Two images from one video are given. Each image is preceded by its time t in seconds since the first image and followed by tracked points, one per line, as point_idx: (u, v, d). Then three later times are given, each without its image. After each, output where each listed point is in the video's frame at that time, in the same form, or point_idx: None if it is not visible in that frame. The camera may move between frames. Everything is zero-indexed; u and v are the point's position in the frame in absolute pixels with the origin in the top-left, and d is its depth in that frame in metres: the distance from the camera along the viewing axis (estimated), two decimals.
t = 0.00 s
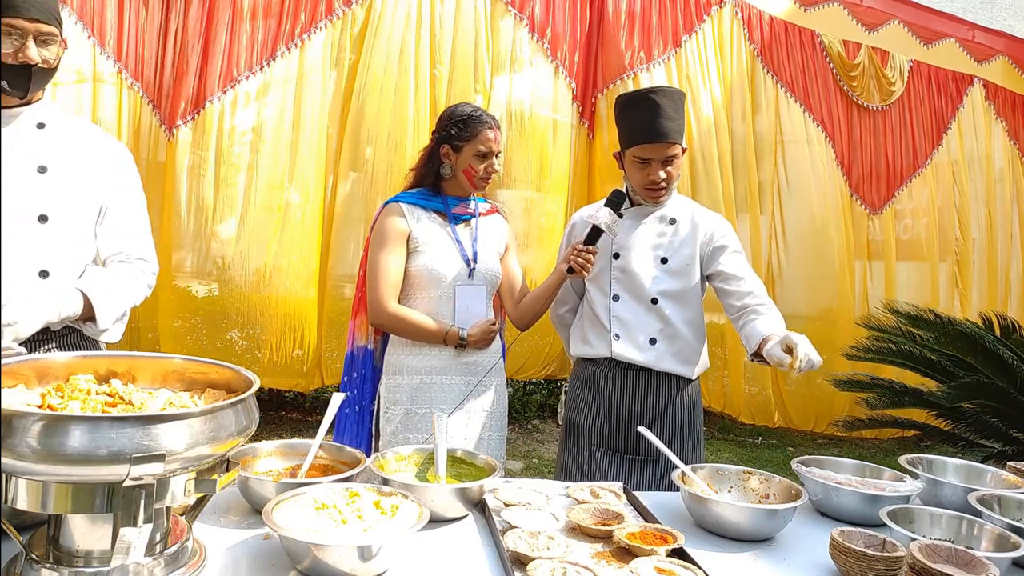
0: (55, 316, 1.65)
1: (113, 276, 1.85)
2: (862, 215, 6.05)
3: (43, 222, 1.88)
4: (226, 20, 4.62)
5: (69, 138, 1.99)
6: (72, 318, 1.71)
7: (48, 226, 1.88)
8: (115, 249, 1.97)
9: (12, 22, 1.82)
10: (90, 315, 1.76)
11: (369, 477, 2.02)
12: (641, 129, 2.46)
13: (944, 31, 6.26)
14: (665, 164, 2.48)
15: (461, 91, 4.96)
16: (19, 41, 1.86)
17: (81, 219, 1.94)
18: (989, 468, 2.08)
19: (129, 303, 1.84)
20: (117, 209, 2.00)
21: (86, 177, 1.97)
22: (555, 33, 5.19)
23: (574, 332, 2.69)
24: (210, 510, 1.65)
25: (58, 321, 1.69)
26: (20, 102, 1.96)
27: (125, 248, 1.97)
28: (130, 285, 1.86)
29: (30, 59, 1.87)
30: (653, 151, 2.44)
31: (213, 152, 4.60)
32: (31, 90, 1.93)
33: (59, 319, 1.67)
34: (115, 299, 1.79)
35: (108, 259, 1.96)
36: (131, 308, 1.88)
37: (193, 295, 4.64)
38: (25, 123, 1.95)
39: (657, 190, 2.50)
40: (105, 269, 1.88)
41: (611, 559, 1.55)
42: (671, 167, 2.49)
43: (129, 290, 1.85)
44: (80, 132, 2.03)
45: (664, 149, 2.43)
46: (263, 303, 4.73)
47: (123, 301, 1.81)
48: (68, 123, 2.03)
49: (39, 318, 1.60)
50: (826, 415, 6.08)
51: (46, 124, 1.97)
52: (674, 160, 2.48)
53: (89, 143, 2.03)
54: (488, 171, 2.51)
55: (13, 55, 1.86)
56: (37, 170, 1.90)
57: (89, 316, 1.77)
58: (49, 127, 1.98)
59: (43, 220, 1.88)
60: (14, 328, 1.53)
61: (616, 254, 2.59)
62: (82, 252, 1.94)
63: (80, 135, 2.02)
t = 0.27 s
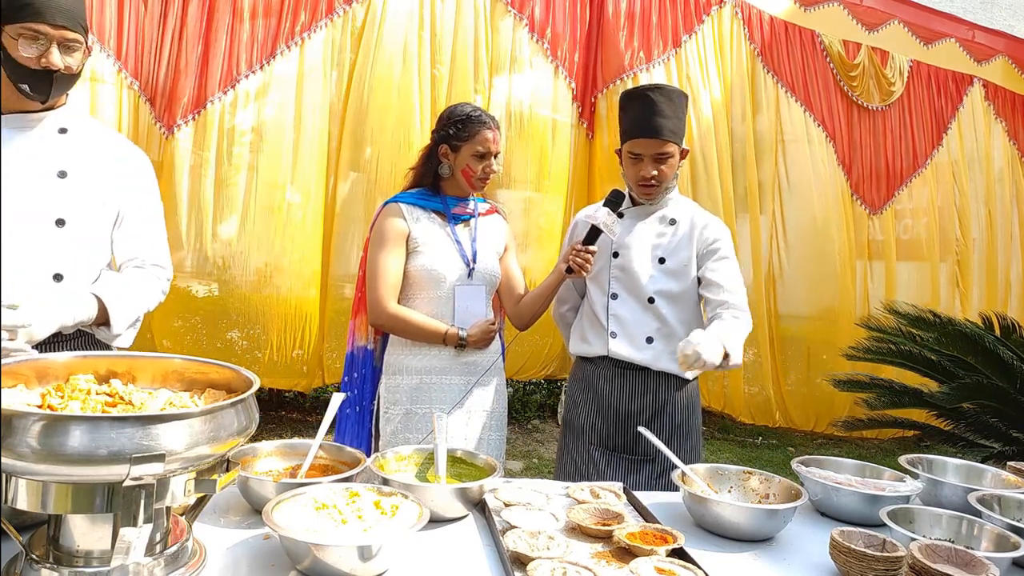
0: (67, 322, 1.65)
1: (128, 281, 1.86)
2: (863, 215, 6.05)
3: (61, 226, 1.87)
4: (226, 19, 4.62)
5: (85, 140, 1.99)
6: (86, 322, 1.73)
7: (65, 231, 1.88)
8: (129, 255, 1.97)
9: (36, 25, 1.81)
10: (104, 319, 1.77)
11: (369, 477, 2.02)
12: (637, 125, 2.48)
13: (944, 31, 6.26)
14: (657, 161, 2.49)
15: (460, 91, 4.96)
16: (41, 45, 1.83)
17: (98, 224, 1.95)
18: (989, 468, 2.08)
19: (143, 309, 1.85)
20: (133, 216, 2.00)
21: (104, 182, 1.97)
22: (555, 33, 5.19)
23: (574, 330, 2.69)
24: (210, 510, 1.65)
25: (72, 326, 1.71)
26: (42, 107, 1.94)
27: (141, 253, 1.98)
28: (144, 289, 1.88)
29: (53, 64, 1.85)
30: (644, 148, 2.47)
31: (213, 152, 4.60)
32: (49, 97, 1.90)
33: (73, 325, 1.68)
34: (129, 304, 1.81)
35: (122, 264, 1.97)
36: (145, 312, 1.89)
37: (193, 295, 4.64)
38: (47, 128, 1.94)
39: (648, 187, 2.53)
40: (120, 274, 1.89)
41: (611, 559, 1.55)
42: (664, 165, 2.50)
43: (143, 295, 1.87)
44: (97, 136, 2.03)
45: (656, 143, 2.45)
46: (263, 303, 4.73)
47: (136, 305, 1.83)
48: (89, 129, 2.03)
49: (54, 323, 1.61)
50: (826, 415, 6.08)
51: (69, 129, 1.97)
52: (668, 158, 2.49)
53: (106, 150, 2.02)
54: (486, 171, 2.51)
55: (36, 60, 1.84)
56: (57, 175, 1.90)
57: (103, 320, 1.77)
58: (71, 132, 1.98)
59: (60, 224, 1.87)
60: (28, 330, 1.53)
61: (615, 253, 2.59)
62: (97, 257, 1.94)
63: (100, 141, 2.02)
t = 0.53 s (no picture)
0: (71, 322, 1.66)
1: (136, 284, 1.86)
2: (863, 215, 6.05)
3: (69, 228, 1.87)
4: (226, 18, 4.62)
5: (102, 142, 1.99)
6: (91, 324, 1.74)
7: (74, 233, 1.88)
8: (139, 259, 1.97)
9: (52, 30, 1.79)
10: (110, 322, 1.78)
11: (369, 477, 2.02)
12: (632, 123, 2.49)
13: (943, 31, 6.25)
14: (643, 160, 2.50)
15: (460, 91, 4.96)
16: (57, 50, 1.82)
17: (108, 227, 1.95)
18: (989, 468, 2.08)
19: (150, 313, 1.85)
20: (143, 220, 2.00)
21: (116, 187, 1.97)
22: (555, 33, 5.19)
23: (574, 330, 2.70)
24: (210, 510, 1.65)
25: (77, 328, 1.72)
26: (58, 110, 1.96)
27: (151, 257, 1.98)
28: (152, 293, 1.88)
29: (68, 69, 1.83)
30: (630, 144, 2.49)
31: (213, 152, 4.62)
32: (62, 103, 1.88)
33: (78, 326, 1.68)
34: (136, 307, 1.81)
35: (132, 268, 1.97)
36: (152, 315, 1.89)
37: (193, 295, 4.64)
38: (61, 131, 1.95)
39: (636, 184, 2.54)
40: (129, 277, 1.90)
41: (611, 559, 1.55)
42: (651, 164, 2.50)
43: (151, 298, 1.87)
44: (111, 140, 2.02)
45: (641, 141, 2.46)
46: (263, 303, 4.73)
47: (144, 309, 1.83)
48: (102, 131, 2.03)
49: (56, 324, 1.60)
50: (826, 415, 6.08)
51: (82, 132, 1.97)
52: (656, 157, 2.49)
53: (116, 151, 2.01)
54: (482, 171, 2.51)
55: (52, 64, 1.82)
56: (68, 178, 1.90)
57: (109, 323, 1.78)
58: (84, 136, 1.98)
59: (68, 226, 1.87)
60: (29, 330, 1.54)
61: (614, 253, 2.59)
62: (105, 260, 1.94)
63: (112, 145, 2.02)
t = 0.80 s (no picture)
0: (74, 324, 1.66)
1: (139, 286, 1.86)
2: (863, 215, 6.05)
3: (73, 229, 1.87)
4: (226, 17, 4.61)
5: (106, 143, 1.99)
6: (94, 325, 1.73)
7: (78, 233, 1.88)
8: (144, 260, 1.96)
9: (59, 31, 1.79)
10: (113, 323, 1.78)
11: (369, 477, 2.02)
12: (626, 121, 2.53)
13: (943, 31, 6.23)
14: (628, 157, 2.51)
15: (460, 91, 4.96)
16: (64, 51, 1.81)
17: (113, 227, 1.94)
18: (989, 468, 2.08)
19: (153, 315, 1.84)
20: (148, 221, 1.99)
21: (121, 188, 1.96)
22: (554, 33, 5.19)
23: (574, 330, 2.71)
24: (210, 510, 1.65)
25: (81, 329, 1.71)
26: (65, 112, 1.95)
27: (156, 258, 1.97)
28: (156, 295, 1.88)
29: (74, 71, 1.83)
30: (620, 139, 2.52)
31: (212, 152, 4.60)
32: (69, 103, 1.88)
33: (81, 327, 1.68)
34: (139, 309, 1.80)
35: (137, 269, 1.96)
36: (156, 316, 1.89)
37: (193, 295, 4.64)
38: (68, 132, 1.95)
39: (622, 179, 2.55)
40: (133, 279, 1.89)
41: (611, 559, 1.55)
42: (636, 160, 2.50)
43: (155, 300, 1.86)
44: (117, 141, 2.02)
45: (625, 137, 2.50)
46: (262, 303, 4.73)
47: (148, 310, 1.83)
48: (109, 133, 2.02)
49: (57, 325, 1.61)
50: (826, 415, 6.08)
51: (89, 133, 1.97)
52: (640, 154, 2.49)
53: (124, 152, 2.01)
54: (480, 170, 2.51)
55: (59, 66, 1.82)
56: (74, 179, 1.90)
57: (112, 324, 1.78)
58: (91, 137, 1.98)
59: (73, 227, 1.87)
60: (30, 331, 1.56)
61: (615, 253, 2.59)
62: (109, 260, 1.93)
63: (119, 147, 2.01)
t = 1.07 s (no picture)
0: (78, 325, 1.66)
1: (139, 286, 1.87)
2: (863, 215, 6.05)
3: (76, 230, 1.87)
4: (225, 15, 4.59)
5: (106, 143, 1.99)
6: (98, 326, 1.74)
7: (81, 234, 1.88)
8: (143, 261, 1.98)
9: (61, 31, 1.79)
10: (116, 323, 1.78)
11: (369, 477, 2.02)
12: (634, 119, 2.53)
13: (944, 31, 6.18)
14: (637, 153, 2.50)
15: (460, 91, 4.96)
16: (66, 51, 1.81)
17: (113, 224, 1.94)
18: (989, 468, 2.08)
19: (155, 315, 1.86)
20: (149, 221, 2.01)
21: (122, 189, 1.97)
22: (554, 33, 5.19)
23: (575, 330, 2.71)
24: (210, 510, 1.65)
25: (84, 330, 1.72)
26: (65, 111, 1.94)
27: (157, 259, 1.99)
28: (157, 294, 1.89)
29: (76, 71, 1.83)
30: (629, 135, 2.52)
31: (212, 151, 4.59)
32: (69, 104, 1.88)
33: (85, 328, 1.68)
34: (142, 309, 1.82)
35: (137, 270, 1.98)
36: (158, 316, 1.90)
37: (193, 295, 4.64)
38: (68, 132, 1.94)
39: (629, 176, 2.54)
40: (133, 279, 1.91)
41: (611, 559, 1.55)
42: (645, 157, 2.49)
43: (156, 300, 1.88)
44: (117, 141, 2.03)
45: (633, 134, 2.50)
46: (262, 303, 4.72)
47: (150, 310, 1.84)
48: (109, 132, 2.03)
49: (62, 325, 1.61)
50: (827, 415, 6.08)
51: (89, 133, 1.97)
52: (648, 150, 2.49)
53: (127, 152, 2.02)
54: (481, 168, 2.51)
55: (60, 66, 1.82)
56: (75, 179, 1.90)
57: (114, 324, 1.79)
58: (92, 137, 1.97)
59: (75, 228, 1.87)
60: (37, 332, 1.56)
61: (621, 253, 2.58)
62: (110, 261, 1.94)
63: (121, 148, 2.02)
